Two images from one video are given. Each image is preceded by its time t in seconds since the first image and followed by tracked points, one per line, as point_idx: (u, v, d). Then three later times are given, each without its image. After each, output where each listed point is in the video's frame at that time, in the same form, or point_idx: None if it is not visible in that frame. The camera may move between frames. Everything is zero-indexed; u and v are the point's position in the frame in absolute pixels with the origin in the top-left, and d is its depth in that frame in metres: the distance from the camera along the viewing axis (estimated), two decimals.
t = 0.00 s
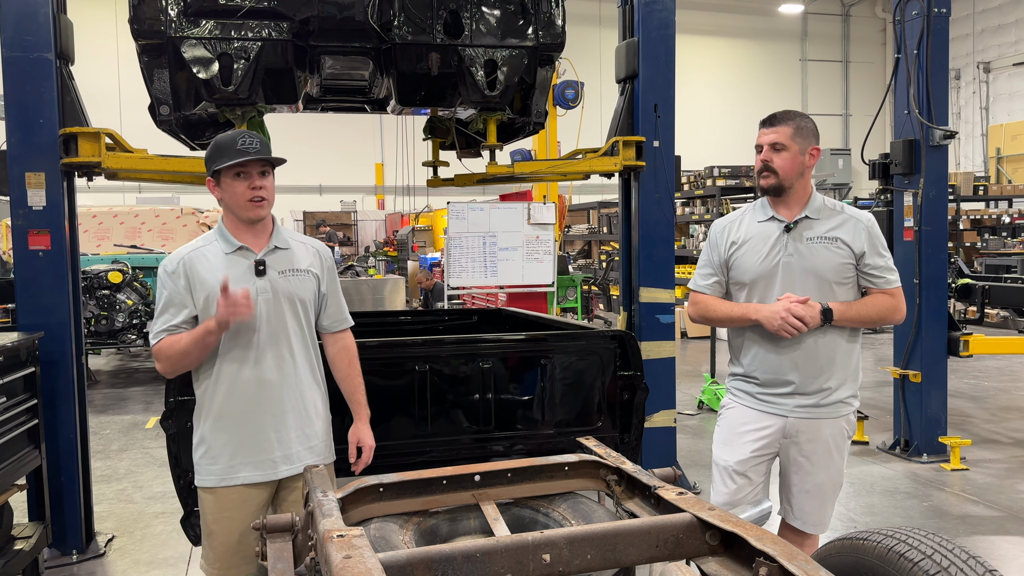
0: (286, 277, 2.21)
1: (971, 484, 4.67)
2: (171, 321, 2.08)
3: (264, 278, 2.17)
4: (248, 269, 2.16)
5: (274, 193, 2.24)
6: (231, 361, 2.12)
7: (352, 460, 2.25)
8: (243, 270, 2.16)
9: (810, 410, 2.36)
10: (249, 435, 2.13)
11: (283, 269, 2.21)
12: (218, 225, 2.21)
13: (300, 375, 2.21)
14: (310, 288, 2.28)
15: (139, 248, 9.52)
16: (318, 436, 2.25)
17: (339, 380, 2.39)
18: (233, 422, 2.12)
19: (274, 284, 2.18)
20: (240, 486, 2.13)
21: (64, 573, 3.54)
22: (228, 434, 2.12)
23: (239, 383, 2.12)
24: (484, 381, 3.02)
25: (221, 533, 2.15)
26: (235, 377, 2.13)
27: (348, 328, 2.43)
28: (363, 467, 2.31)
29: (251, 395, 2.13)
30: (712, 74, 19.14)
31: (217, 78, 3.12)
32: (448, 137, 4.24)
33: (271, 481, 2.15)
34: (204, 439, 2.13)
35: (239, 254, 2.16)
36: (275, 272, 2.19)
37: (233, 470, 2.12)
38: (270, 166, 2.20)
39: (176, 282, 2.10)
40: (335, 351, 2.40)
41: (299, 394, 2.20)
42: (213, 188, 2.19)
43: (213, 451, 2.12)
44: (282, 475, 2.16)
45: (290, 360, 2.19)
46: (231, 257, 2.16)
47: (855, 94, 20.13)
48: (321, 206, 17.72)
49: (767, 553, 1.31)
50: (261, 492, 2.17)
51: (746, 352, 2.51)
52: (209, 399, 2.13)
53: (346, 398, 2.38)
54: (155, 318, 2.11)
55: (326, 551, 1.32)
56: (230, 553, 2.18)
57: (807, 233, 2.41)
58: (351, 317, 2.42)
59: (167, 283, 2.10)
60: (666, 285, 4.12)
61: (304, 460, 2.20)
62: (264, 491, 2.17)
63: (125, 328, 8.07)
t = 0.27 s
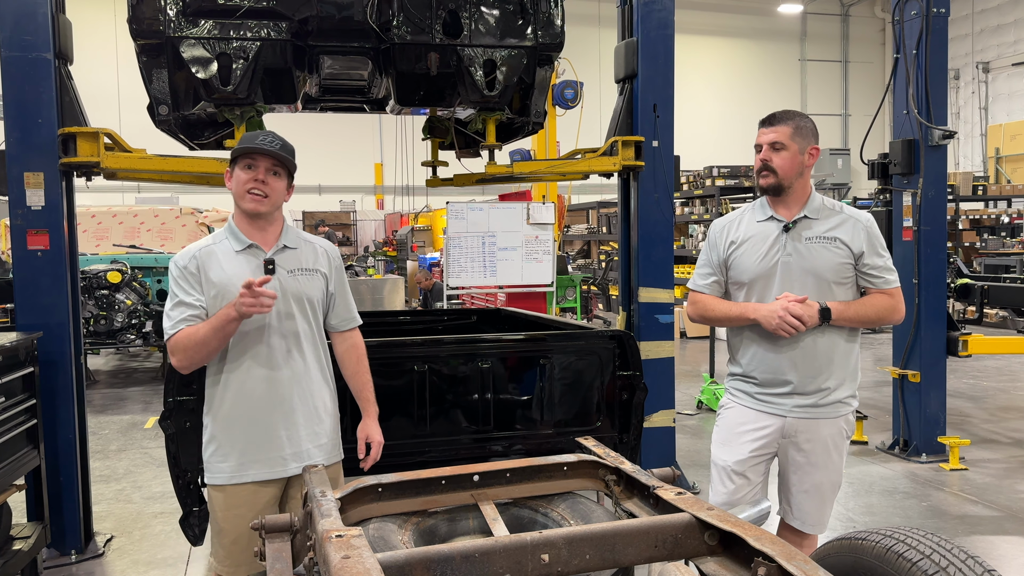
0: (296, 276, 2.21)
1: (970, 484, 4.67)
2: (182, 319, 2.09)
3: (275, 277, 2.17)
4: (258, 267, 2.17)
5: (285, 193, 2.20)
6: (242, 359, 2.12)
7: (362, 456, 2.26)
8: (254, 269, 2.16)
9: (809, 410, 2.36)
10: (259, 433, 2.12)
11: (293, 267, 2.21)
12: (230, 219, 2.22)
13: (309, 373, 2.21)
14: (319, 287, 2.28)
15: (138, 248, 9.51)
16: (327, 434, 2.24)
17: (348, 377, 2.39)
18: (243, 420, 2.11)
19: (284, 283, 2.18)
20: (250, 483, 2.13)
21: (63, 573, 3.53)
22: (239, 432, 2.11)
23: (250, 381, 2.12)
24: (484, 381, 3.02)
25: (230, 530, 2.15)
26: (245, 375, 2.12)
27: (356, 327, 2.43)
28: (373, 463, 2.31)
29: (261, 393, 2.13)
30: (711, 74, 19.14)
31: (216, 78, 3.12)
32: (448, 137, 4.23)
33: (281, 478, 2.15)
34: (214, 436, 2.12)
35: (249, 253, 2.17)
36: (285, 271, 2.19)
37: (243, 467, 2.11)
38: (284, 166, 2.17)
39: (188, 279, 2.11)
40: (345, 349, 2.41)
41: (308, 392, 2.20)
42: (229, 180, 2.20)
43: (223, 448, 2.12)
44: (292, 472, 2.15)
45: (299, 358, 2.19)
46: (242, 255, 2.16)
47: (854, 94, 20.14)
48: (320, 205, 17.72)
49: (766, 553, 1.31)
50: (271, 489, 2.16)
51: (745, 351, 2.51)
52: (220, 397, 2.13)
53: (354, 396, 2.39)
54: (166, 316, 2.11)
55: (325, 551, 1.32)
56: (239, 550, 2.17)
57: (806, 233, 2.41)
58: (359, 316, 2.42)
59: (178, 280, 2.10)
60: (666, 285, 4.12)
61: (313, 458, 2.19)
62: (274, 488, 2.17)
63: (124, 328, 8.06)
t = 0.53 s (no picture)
0: (307, 278, 2.21)
1: (968, 484, 4.67)
2: (192, 317, 2.07)
3: (286, 278, 2.16)
4: (271, 268, 2.16)
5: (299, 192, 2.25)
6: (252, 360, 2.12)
7: (364, 459, 2.27)
8: (266, 269, 2.15)
9: (807, 410, 2.36)
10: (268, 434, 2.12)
11: (304, 269, 2.21)
12: (242, 220, 2.20)
13: (318, 374, 2.21)
14: (329, 289, 2.28)
15: (137, 248, 9.50)
16: (333, 435, 2.25)
17: (352, 381, 2.39)
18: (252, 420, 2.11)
19: (295, 284, 2.18)
20: (257, 482, 2.13)
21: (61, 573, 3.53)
22: (247, 431, 2.11)
23: (259, 382, 2.12)
24: (482, 381, 3.01)
25: (236, 530, 2.15)
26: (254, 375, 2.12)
27: (361, 330, 2.43)
28: (373, 467, 2.32)
29: (270, 393, 2.13)
30: (710, 74, 19.14)
31: (214, 78, 3.11)
32: (446, 136, 4.23)
33: (288, 478, 2.15)
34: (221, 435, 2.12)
35: (262, 253, 2.16)
36: (296, 272, 2.19)
37: (250, 467, 2.11)
38: (300, 166, 2.23)
39: (199, 278, 2.09)
40: (349, 352, 2.40)
41: (316, 393, 2.20)
42: (242, 181, 2.20)
43: (231, 447, 2.11)
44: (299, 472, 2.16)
45: (308, 360, 2.19)
46: (254, 255, 2.15)
47: (853, 94, 20.16)
48: (319, 205, 17.71)
49: (765, 553, 1.31)
50: (278, 490, 2.16)
51: (743, 351, 2.51)
52: (228, 396, 2.13)
53: (357, 399, 2.38)
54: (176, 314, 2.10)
55: (323, 551, 1.32)
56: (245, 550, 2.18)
57: (804, 233, 2.41)
58: (365, 319, 2.42)
59: (189, 278, 2.09)
60: (665, 285, 4.12)
61: (320, 459, 2.19)
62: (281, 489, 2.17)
63: (123, 327, 8.05)
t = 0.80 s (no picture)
0: (311, 278, 2.21)
1: (967, 483, 4.68)
2: (198, 317, 2.07)
3: (291, 278, 2.16)
4: (276, 268, 2.16)
5: (306, 192, 2.25)
6: (257, 361, 2.12)
7: (366, 460, 2.28)
8: (271, 270, 2.15)
9: (805, 410, 2.36)
10: (272, 434, 2.12)
11: (309, 269, 2.21)
12: (247, 220, 2.21)
13: (322, 375, 2.21)
14: (333, 289, 2.28)
15: (136, 247, 9.50)
16: (335, 435, 2.25)
17: (354, 381, 2.40)
18: (257, 420, 2.11)
19: (300, 285, 2.18)
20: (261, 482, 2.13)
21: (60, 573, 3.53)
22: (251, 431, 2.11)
23: (264, 383, 2.12)
24: (481, 381, 3.01)
25: (236, 530, 2.15)
26: (259, 375, 2.12)
27: (364, 330, 2.44)
28: (376, 468, 2.32)
29: (275, 393, 2.12)
30: (709, 74, 19.15)
31: (213, 77, 3.10)
32: (445, 136, 4.23)
33: (291, 477, 2.15)
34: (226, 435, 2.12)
35: (267, 253, 2.16)
36: (301, 273, 2.19)
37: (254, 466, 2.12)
38: (306, 166, 2.22)
39: (205, 278, 2.08)
40: (351, 353, 2.41)
41: (320, 394, 2.21)
42: (248, 181, 2.20)
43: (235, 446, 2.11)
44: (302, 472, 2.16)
45: (313, 360, 2.19)
46: (259, 255, 2.15)
47: (852, 94, 20.17)
48: (318, 205, 17.70)
49: (763, 553, 1.31)
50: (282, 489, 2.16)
51: (740, 349, 2.51)
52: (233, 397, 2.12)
53: (359, 399, 2.39)
54: (181, 313, 2.09)
55: (322, 551, 1.32)
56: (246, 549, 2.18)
57: (802, 232, 2.41)
58: (367, 320, 2.43)
59: (194, 278, 2.08)
60: (663, 285, 4.12)
61: (324, 458, 2.20)
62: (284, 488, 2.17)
63: (122, 327, 8.05)
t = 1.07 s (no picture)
0: (311, 278, 2.21)
1: (966, 483, 4.68)
2: (198, 317, 2.07)
3: (291, 278, 2.16)
4: (276, 268, 2.16)
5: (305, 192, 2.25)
6: (257, 361, 2.12)
7: (365, 459, 2.29)
8: (271, 269, 2.15)
9: (804, 409, 2.36)
10: (271, 434, 2.13)
11: (309, 269, 2.21)
12: (247, 220, 2.20)
13: (321, 375, 2.22)
14: (333, 289, 2.28)
15: (135, 247, 9.50)
16: (336, 434, 2.25)
17: (354, 381, 2.40)
18: (256, 420, 2.11)
19: (299, 284, 2.18)
20: (261, 481, 2.13)
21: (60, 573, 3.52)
22: (251, 431, 2.12)
23: (264, 383, 2.12)
24: (480, 380, 3.01)
25: (234, 530, 2.15)
26: (259, 375, 2.12)
27: (364, 330, 2.43)
28: (376, 468, 2.33)
29: (275, 393, 2.13)
30: (709, 73, 19.15)
31: (212, 77, 3.10)
32: (445, 135, 4.23)
33: (291, 477, 2.15)
34: (226, 435, 2.12)
35: (267, 253, 2.16)
36: (301, 272, 2.19)
37: (254, 466, 2.12)
38: (305, 166, 2.22)
39: (205, 277, 2.08)
40: (351, 352, 2.40)
41: (320, 394, 2.21)
42: (247, 182, 2.20)
43: (235, 446, 2.11)
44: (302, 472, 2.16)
45: (313, 360, 2.19)
46: (259, 255, 2.15)
47: (851, 93, 20.18)
48: (318, 204, 17.70)
49: (762, 553, 1.31)
50: (280, 489, 2.16)
51: (739, 349, 2.50)
52: (233, 396, 2.13)
53: (358, 399, 2.40)
54: (181, 313, 2.09)
55: (321, 551, 1.32)
56: (244, 550, 2.17)
57: (801, 231, 2.41)
58: (367, 319, 2.42)
59: (194, 278, 2.08)
60: (663, 285, 4.12)
61: (324, 458, 2.20)
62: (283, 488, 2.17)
63: (121, 327, 8.04)
